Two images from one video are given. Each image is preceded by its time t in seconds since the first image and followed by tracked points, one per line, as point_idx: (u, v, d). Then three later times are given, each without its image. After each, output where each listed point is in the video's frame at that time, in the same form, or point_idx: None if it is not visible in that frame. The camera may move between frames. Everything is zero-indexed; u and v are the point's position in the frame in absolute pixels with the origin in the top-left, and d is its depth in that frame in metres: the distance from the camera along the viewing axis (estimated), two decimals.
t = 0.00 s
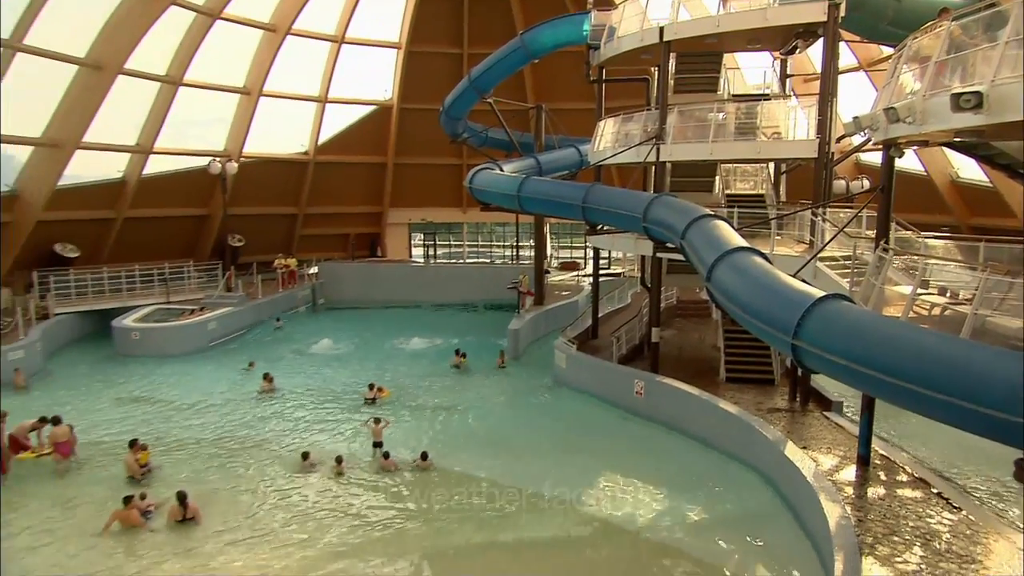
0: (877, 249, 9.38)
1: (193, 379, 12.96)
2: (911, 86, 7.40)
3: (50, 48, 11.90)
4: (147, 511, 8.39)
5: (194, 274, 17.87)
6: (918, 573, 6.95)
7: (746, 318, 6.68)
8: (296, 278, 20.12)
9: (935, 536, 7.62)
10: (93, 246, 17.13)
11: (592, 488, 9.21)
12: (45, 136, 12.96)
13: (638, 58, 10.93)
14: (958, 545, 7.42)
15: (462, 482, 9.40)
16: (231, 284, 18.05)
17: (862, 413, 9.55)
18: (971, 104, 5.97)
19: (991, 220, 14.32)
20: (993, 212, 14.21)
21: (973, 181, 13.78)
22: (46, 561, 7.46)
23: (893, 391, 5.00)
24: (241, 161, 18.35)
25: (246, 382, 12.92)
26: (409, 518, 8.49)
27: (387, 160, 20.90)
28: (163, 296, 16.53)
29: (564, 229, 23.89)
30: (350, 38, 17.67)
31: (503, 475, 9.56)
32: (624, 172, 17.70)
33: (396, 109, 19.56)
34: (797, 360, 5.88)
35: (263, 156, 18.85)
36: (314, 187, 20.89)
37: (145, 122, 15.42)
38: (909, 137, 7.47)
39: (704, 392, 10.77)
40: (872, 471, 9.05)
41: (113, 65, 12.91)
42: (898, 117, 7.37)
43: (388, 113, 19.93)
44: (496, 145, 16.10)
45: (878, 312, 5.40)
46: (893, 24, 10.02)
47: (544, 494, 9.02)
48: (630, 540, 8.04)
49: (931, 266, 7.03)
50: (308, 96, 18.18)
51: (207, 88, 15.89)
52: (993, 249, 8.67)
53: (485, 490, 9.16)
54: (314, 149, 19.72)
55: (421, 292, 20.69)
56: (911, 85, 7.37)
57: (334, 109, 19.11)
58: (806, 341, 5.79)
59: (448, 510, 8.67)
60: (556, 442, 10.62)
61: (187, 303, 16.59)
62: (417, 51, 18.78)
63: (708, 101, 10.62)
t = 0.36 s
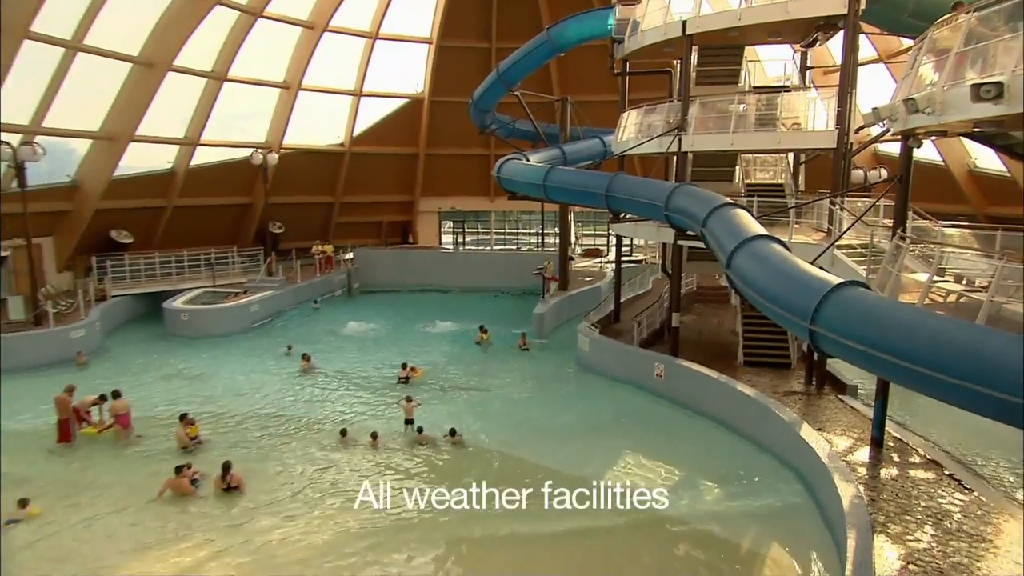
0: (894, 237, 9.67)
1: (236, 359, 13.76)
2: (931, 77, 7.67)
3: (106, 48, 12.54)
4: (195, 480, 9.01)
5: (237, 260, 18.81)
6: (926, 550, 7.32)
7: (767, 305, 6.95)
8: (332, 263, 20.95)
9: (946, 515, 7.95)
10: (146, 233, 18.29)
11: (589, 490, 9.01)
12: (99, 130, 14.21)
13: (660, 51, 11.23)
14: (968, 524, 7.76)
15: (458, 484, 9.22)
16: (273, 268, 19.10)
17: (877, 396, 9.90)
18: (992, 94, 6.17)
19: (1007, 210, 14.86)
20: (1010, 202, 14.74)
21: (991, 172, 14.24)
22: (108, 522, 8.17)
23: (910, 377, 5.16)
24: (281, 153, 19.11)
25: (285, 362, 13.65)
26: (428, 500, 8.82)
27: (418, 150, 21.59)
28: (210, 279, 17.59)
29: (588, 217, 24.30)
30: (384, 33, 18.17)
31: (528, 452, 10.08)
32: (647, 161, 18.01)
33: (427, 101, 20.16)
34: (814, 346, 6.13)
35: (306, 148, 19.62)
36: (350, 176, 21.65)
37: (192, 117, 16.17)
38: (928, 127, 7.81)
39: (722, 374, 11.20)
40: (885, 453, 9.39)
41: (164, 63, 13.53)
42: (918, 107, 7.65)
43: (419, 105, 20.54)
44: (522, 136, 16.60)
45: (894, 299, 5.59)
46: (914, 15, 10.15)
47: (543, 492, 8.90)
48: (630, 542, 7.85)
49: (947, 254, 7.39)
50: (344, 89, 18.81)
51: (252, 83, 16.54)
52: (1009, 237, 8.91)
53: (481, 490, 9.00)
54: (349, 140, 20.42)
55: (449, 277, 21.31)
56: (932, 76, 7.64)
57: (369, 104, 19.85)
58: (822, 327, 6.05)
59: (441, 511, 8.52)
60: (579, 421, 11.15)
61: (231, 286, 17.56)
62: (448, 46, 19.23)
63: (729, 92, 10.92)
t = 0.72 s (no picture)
0: (909, 227, 9.92)
1: (272, 340, 14.47)
2: (949, 70, 7.92)
3: (156, 46, 13.25)
4: (237, 454, 9.57)
5: (276, 245, 19.67)
6: (935, 529, 7.66)
7: (783, 293, 7.17)
8: (365, 249, 21.76)
9: (955, 497, 8.29)
10: (190, 220, 19.19)
11: (589, 490, 8.80)
12: (147, 123, 14.88)
13: (681, 44, 11.51)
14: (977, 505, 8.10)
15: (457, 483, 9.02)
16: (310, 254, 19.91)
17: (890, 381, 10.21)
18: (1011, 85, 6.53)
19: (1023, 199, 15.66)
20: None
21: (1006, 161, 15.14)
22: (162, 486, 8.85)
23: (924, 363, 5.27)
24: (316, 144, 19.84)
25: (318, 344, 14.32)
26: (427, 500, 8.57)
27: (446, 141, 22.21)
28: (250, 264, 18.47)
29: (609, 205, 24.69)
30: (414, 29, 18.81)
31: (550, 430, 10.59)
32: (667, 151, 18.31)
33: (455, 94, 20.74)
34: (829, 332, 6.31)
35: (339, 139, 20.30)
36: (381, 167, 22.37)
37: (233, 111, 16.90)
38: (946, 118, 7.98)
39: (738, 359, 11.59)
40: (896, 436, 9.72)
41: (207, 60, 14.20)
42: (934, 98, 7.91)
43: (447, 98, 21.14)
44: (546, 127, 17.06)
45: (908, 287, 5.76)
46: (933, 7, 10.17)
47: (543, 491, 8.65)
48: (643, 523, 8.04)
49: (963, 244, 7.70)
50: (375, 83, 19.50)
51: (289, 77, 17.26)
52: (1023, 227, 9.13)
53: (481, 490, 8.77)
54: (381, 132, 21.11)
55: (474, 264, 21.87)
56: (949, 69, 7.89)
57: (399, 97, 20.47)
58: (837, 313, 6.24)
59: (439, 510, 8.27)
60: (599, 402, 11.64)
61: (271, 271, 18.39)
62: (474, 40, 19.75)
63: (748, 85, 11.20)
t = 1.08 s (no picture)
0: (922, 217, 10.17)
1: (303, 324, 15.14)
2: (967, 62, 8.16)
3: (198, 44, 13.89)
4: (272, 433, 10.09)
5: (309, 234, 20.46)
6: (943, 512, 7.98)
7: (798, 282, 7.38)
8: (393, 237, 22.43)
9: (964, 481, 8.59)
10: (229, 211, 20.02)
11: (589, 490, 8.68)
12: (190, 117, 15.57)
13: (701, 39, 11.76)
14: (985, 489, 8.40)
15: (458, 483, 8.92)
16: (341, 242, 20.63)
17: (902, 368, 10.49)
18: None
19: None
20: None
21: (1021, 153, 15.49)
22: (207, 459, 9.50)
23: (934, 350, 5.44)
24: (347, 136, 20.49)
25: (347, 329, 14.95)
26: (427, 500, 8.48)
27: (471, 133, 22.72)
28: (284, 251, 19.24)
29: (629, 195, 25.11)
30: (441, 25, 19.33)
31: (570, 413, 11.06)
32: (686, 143, 18.60)
33: (480, 88, 21.12)
34: (843, 320, 6.46)
35: (368, 132, 20.91)
36: (408, 159, 22.99)
37: (269, 105, 17.57)
38: (963, 109, 8.31)
39: (753, 345, 11.96)
40: (907, 421, 10.01)
41: (246, 56, 14.79)
42: (953, 91, 8.17)
43: (472, 91, 21.56)
44: (568, 120, 17.45)
45: (921, 276, 5.92)
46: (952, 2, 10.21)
47: (543, 492, 8.55)
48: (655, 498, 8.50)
49: (978, 235, 7.98)
50: (403, 78, 20.12)
51: (323, 72, 17.90)
52: None
53: (481, 490, 8.67)
54: (409, 125, 21.71)
55: (497, 253, 22.39)
56: (967, 61, 8.14)
57: (425, 90, 21.04)
58: (851, 302, 6.39)
59: (439, 510, 8.21)
60: (618, 386, 12.10)
61: (304, 258, 19.14)
62: (499, 35, 20.13)
63: (766, 78, 11.45)
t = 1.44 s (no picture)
0: (935, 209, 10.41)
1: (331, 310, 15.78)
2: (984, 56, 8.39)
3: (236, 42, 14.48)
4: (303, 414, 10.69)
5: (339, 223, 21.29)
6: (950, 496, 8.30)
7: (813, 272, 7.63)
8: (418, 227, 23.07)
9: (971, 467, 8.89)
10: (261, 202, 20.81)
11: (589, 489, 8.66)
12: (227, 112, 16.31)
13: (719, 34, 12.02)
14: (992, 476, 8.70)
15: (459, 483, 8.89)
16: (369, 231, 21.34)
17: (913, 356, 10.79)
18: None
19: None
20: None
21: None
22: (245, 435, 10.12)
23: (945, 339, 5.67)
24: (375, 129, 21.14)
25: (373, 314, 15.57)
26: (427, 500, 8.44)
27: (493, 127, 23.28)
28: (316, 240, 19.99)
29: (647, 186, 25.52)
30: (466, 22, 19.85)
31: (588, 397, 11.54)
32: (704, 136, 18.93)
33: (503, 84, 21.71)
34: (855, 310, 6.73)
35: (395, 125, 21.56)
36: (434, 151, 23.68)
37: (301, 100, 18.24)
38: (979, 103, 8.48)
39: (767, 333, 12.32)
40: (916, 409, 10.31)
41: (279, 54, 15.35)
42: (969, 84, 8.36)
43: (495, 87, 22.17)
44: (588, 114, 17.86)
45: (933, 266, 6.14)
46: None
47: (543, 491, 8.55)
48: (669, 480, 8.95)
49: (991, 228, 8.24)
50: (430, 73, 20.71)
51: (353, 69, 18.50)
52: None
53: (481, 489, 8.65)
54: (434, 119, 22.36)
55: (517, 243, 22.90)
56: (984, 55, 8.37)
57: (450, 85, 21.63)
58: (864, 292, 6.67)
59: (439, 511, 8.18)
60: (635, 372, 12.53)
61: (334, 246, 19.89)
62: (521, 32, 20.70)
63: (782, 73, 11.73)
